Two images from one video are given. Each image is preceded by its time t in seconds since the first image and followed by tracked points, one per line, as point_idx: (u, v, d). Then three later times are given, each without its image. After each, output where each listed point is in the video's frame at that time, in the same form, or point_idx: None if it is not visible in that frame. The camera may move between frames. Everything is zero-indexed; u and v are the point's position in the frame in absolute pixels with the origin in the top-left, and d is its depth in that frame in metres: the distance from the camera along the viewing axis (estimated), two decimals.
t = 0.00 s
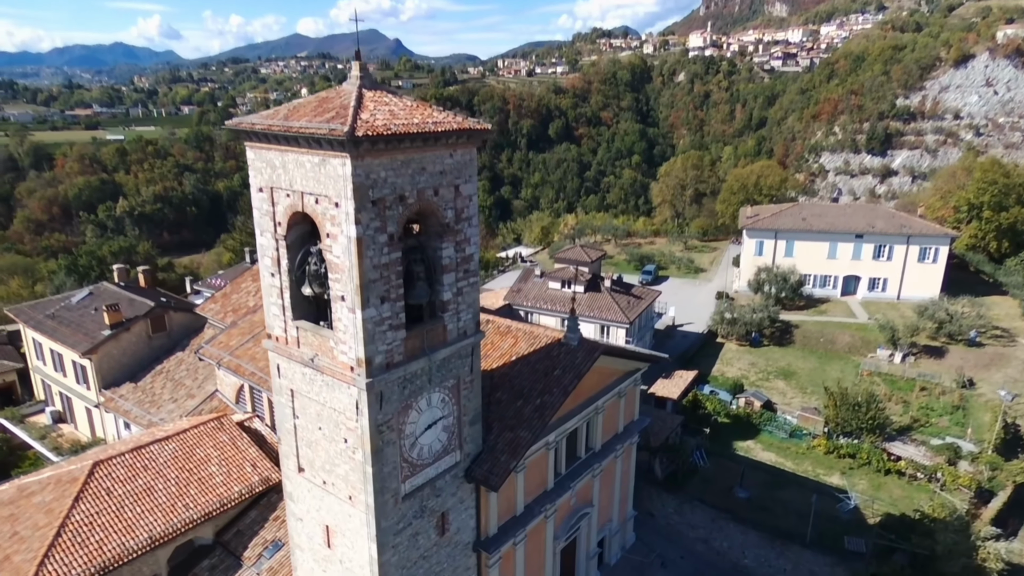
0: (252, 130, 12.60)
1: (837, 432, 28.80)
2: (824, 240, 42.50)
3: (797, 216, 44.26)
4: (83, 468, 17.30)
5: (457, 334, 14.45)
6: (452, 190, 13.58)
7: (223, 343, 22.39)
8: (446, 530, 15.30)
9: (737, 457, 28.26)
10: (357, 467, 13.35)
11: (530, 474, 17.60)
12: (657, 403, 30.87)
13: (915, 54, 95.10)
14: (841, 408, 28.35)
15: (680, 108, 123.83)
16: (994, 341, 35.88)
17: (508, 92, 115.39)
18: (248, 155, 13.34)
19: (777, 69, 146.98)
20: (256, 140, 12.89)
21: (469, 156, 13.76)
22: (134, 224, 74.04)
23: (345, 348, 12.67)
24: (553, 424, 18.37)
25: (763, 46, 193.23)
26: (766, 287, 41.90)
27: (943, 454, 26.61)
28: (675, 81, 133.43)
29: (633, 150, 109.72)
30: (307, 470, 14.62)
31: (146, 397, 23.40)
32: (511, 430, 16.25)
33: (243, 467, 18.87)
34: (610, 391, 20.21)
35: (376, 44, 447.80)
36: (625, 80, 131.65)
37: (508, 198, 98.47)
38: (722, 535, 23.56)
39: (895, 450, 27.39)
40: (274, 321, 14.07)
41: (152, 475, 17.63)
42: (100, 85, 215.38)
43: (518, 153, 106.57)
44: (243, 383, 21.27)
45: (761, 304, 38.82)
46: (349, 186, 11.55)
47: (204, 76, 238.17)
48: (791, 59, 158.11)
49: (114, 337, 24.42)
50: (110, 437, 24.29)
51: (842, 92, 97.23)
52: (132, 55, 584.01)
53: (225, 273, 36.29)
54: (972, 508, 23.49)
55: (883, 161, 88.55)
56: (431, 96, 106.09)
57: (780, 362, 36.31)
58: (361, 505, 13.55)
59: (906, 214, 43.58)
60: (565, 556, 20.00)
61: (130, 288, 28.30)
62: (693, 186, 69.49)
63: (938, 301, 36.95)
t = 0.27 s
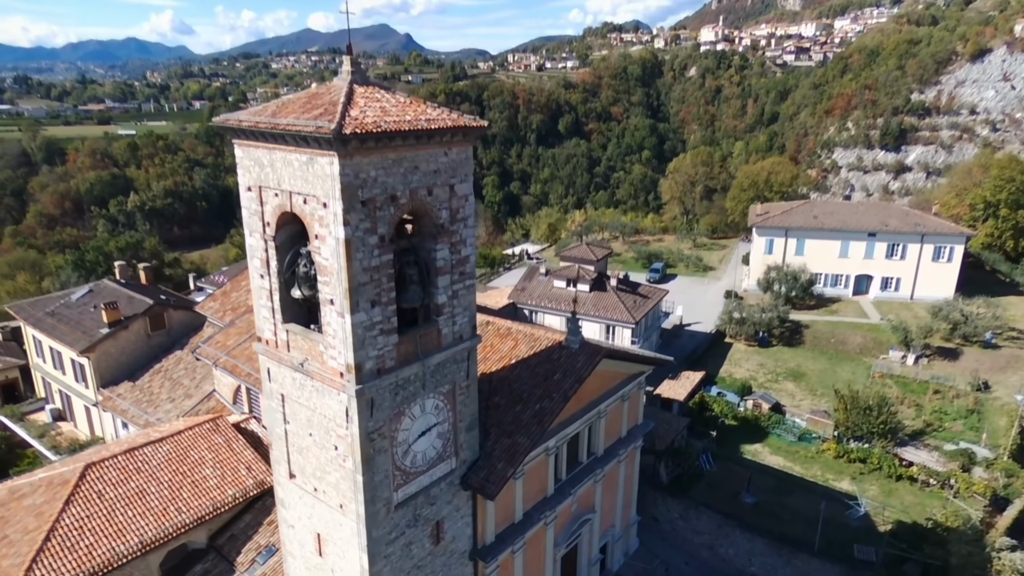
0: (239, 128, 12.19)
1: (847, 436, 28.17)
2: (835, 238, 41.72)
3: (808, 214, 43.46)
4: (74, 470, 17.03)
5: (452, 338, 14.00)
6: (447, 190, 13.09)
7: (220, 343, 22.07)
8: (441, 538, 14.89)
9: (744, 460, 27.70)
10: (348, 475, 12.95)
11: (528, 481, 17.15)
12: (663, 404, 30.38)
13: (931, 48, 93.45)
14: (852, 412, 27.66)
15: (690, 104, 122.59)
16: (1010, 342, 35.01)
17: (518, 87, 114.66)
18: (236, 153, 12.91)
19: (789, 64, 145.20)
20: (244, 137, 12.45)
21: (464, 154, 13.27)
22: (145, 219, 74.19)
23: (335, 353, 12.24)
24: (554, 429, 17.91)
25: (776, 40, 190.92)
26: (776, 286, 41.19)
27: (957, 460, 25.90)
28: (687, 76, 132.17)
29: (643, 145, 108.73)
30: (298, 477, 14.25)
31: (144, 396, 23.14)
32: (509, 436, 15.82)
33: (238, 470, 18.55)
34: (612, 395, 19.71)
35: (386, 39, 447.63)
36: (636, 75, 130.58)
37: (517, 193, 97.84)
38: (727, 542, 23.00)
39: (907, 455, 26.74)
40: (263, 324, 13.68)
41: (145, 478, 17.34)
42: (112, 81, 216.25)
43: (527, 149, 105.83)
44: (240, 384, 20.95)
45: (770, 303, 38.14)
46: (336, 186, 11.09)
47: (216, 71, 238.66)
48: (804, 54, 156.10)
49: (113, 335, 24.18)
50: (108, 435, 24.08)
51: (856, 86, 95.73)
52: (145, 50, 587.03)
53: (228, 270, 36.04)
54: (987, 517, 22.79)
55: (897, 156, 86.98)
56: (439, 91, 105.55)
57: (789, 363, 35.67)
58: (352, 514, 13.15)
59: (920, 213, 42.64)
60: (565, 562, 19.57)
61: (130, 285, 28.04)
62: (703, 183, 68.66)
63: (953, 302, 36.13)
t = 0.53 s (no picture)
0: (226, 135, 11.75)
1: (863, 449, 27.30)
2: (851, 244, 40.78)
3: (823, 219, 42.57)
4: (65, 483, 16.72)
5: (449, 352, 13.47)
6: (443, 199, 12.56)
7: (219, 351, 21.71)
8: (437, 559, 14.34)
9: (756, 473, 26.90)
10: (338, 494, 12.44)
11: (529, 498, 16.56)
12: (672, 414, 29.69)
13: (950, 49, 91.81)
14: (868, 424, 26.78)
15: (704, 106, 121.50)
16: None
17: (530, 90, 114.28)
18: (224, 160, 12.49)
19: (804, 66, 143.67)
20: (232, 144, 12.02)
21: (462, 161, 12.75)
22: (157, 222, 74.47)
23: (324, 368, 11.74)
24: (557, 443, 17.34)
25: (791, 43, 189.15)
26: (789, 293, 40.33)
27: (978, 475, 24.96)
28: (700, 79, 131.15)
29: (656, 148, 107.80)
30: (289, 495, 13.78)
31: (142, 405, 22.86)
32: (509, 452, 15.24)
33: (232, 483, 18.14)
34: (618, 408, 19.11)
35: (399, 43, 449.61)
36: (649, 78, 129.71)
37: (529, 196, 97.27)
38: (738, 558, 22.23)
39: (925, 470, 25.83)
40: (253, 337, 13.23)
41: (137, 492, 16.99)
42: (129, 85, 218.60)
43: (539, 152, 105.30)
44: (238, 393, 20.55)
45: (783, 310, 37.31)
46: (324, 196, 10.61)
47: (231, 75, 240.56)
48: (819, 56, 154.40)
49: (112, 342, 23.95)
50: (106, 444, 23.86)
51: (872, 89, 94.30)
52: (162, 55, 593.74)
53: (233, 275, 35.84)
54: (1010, 536, 21.85)
55: (914, 159, 85.28)
56: (451, 95, 105.40)
57: (803, 372, 34.81)
58: (343, 535, 12.63)
59: (939, 218, 41.62)
60: None
61: (131, 291, 27.84)
62: (715, 187, 67.74)
63: (973, 310, 35.10)
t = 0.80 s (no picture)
0: (208, 134, 11.25)
1: (874, 456, 26.56)
2: (864, 243, 39.89)
3: (835, 218, 41.68)
4: (53, 490, 16.41)
5: (442, 360, 12.95)
6: (435, 201, 12.01)
7: (214, 353, 21.33)
8: (430, 573, 13.89)
9: (764, 479, 26.26)
10: (325, 509, 11.97)
11: (527, 509, 16.05)
12: (679, 418, 29.06)
13: (967, 44, 89.85)
14: (880, 430, 26.02)
15: (715, 101, 120.06)
16: None
17: (539, 85, 113.37)
18: (208, 161, 12.00)
19: (817, 60, 141.63)
20: (215, 144, 11.51)
21: (455, 162, 12.19)
22: (166, 217, 74.29)
23: (310, 379, 11.26)
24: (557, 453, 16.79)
25: (804, 37, 186.73)
26: (799, 293, 39.56)
27: (994, 484, 24.18)
28: (711, 73, 129.68)
29: (666, 144, 106.67)
30: (277, 507, 13.32)
31: (137, 406, 22.55)
32: (506, 463, 14.72)
33: (225, 490, 17.75)
34: (620, 415, 18.54)
35: (409, 38, 448.52)
36: (660, 72, 128.33)
37: (538, 192, 96.44)
38: (744, 569, 21.62)
39: (939, 478, 25.08)
40: (239, 344, 12.77)
41: (126, 499, 16.64)
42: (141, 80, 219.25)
43: (548, 147, 104.38)
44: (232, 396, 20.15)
45: (793, 311, 36.56)
46: (307, 200, 10.09)
47: (242, 70, 240.64)
48: (833, 50, 152.25)
49: (108, 343, 23.66)
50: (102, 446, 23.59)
51: (886, 84, 92.69)
52: (173, 50, 595.95)
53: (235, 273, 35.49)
54: None
55: (929, 155, 83.55)
56: (460, 89, 104.55)
57: (813, 375, 34.08)
58: (330, 551, 12.16)
59: (954, 217, 40.63)
60: None
61: (130, 290, 27.53)
62: (725, 184, 66.78)
63: (990, 312, 34.18)
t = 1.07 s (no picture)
0: (186, 131, 10.73)
1: (885, 460, 25.86)
2: (878, 240, 39.02)
3: (848, 214, 40.75)
4: (40, 492, 16.08)
5: (433, 367, 12.42)
6: (425, 201, 11.44)
7: (208, 351, 20.93)
8: None
9: (771, 483, 25.64)
10: (309, 521, 11.50)
11: (524, 517, 15.54)
12: (684, 418, 28.48)
13: (985, 34, 87.62)
14: (891, 434, 25.31)
15: (727, 93, 118.44)
16: None
17: (549, 76, 112.27)
18: (188, 158, 11.48)
19: (831, 51, 139.29)
20: (194, 141, 10.99)
21: (447, 161, 11.63)
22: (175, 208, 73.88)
23: (292, 388, 10.76)
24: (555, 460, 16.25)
25: (818, 28, 184.08)
26: (810, 291, 38.81)
27: (1009, 492, 23.45)
28: (724, 65, 128.02)
29: (677, 136, 105.41)
30: (262, 516, 12.87)
31: (132, 404, 22.21)
32: (501, 472, 14.21)
33: (216, 493, 17.37)
34: (622, 420, 17.98)
35: (419, 29, 446.70)
36: (671, 63, 126.78)
37: (547, 184, 95.47)
38: None
39: (952, 484, 24.35)
40: (223, 349, 12.28)
41: (114, 502, 16.30)
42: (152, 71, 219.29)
43: (558, 139, 103.31)
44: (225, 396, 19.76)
45: (803, 309, 35.78)
46: (286, 201, 9.56)
47: (252, 61, 240.15)
48: (847, 41, 149.91)
49: (103, 339, 23.34)
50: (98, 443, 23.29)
51: (902, 75, 90.98)
52: (184, 40, 596.79)
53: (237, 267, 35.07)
54: None
55: (944, 148, 81.78)
56: (469, 80, 103.60)
57: (823, 375, 33.34)
58: (315, 564, 11.70)
59: (971, 213, 39.62)
60: None
61: (128, 285, 27.23)
62: (736, 177, 65.75)
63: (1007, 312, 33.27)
